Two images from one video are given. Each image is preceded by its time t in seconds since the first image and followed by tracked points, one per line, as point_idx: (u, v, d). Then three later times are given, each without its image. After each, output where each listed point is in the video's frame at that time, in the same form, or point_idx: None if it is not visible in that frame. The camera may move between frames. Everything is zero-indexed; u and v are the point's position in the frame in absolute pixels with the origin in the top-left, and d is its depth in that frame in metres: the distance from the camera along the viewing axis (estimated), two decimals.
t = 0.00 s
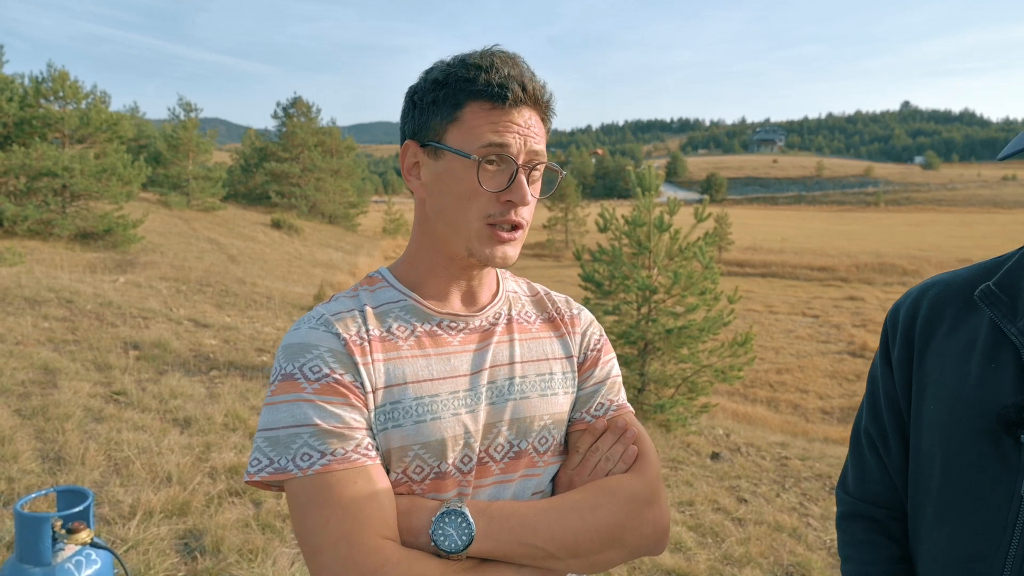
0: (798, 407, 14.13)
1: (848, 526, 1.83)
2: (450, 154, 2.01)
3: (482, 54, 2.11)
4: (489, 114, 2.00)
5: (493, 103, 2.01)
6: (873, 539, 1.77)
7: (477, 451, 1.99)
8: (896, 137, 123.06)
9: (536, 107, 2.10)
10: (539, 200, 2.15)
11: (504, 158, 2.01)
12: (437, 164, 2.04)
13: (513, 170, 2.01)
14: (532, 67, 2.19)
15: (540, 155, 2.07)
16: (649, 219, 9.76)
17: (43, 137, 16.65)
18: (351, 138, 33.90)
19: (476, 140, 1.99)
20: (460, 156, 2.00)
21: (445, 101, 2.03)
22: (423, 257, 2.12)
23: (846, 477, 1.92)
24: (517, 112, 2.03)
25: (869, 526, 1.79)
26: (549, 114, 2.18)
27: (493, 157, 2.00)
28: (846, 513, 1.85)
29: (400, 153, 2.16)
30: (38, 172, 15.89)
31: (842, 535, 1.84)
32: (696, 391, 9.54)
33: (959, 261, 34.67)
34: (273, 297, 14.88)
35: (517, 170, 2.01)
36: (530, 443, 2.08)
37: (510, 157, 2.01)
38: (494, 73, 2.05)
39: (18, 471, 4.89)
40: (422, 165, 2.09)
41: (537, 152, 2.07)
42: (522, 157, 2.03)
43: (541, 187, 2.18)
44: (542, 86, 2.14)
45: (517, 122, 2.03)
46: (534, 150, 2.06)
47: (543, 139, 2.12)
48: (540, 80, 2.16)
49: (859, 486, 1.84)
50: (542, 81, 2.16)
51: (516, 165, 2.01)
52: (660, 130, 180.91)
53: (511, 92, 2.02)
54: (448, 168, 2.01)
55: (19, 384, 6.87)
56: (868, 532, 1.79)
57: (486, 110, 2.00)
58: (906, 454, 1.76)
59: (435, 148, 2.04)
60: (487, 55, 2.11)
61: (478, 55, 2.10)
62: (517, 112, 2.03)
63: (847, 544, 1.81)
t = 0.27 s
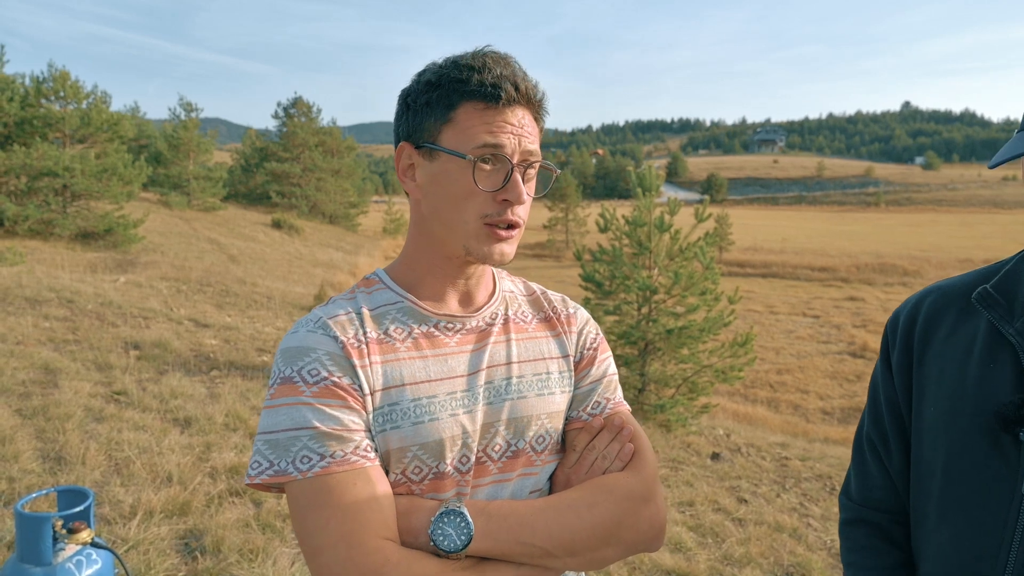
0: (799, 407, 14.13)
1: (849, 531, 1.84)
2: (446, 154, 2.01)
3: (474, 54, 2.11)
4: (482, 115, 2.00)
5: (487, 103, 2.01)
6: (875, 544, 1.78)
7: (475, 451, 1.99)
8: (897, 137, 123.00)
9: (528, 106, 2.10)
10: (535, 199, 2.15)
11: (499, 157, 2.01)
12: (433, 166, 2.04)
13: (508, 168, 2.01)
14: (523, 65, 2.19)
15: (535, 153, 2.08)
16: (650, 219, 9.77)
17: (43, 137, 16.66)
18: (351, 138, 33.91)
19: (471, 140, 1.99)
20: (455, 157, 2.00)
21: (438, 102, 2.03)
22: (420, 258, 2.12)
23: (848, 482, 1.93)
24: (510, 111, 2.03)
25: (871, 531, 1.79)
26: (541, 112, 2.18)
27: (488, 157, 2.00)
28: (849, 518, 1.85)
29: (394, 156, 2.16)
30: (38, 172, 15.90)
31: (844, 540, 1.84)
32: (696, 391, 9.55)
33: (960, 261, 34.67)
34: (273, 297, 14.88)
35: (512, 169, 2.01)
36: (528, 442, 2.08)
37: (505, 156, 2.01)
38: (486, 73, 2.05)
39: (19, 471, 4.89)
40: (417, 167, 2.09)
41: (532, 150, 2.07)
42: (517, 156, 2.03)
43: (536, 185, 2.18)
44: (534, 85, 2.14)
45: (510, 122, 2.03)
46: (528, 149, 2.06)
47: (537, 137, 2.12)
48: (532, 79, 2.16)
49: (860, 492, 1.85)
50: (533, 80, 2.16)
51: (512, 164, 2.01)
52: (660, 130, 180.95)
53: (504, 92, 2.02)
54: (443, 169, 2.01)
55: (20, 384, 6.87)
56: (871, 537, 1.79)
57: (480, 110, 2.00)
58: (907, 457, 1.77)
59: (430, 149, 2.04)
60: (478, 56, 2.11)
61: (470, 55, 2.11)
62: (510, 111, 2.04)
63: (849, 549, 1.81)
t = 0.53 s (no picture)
0: (800, 407, 14.13)
1: (866, 536, 1.80)
2: (452, 156, 2.01)
3: (479, 56, 2.11)
4: (489, 117, 2.01)
5: (493, 106, 2.01)
6: (892, 549, 1.73)
7: (474, 447, 1.99)
8: (898, 137, 122.86)
9: (534, 109, 2.10)
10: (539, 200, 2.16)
11: (505, 160, 2.01)
12: (438, 167, 2.04)
13: (514, 170, 2.01)
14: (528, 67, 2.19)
15: (540, 155, 2.08)
16: (651, 218, 9.77)
17: (45, 137, 16.68)
18: (353, 138, 33.93)
19: (478, 143, 1.99)
20: (461, 159, 2.00)
21: (445, 104, 2.02)
22: (424, 257, 2.12)
23: (865, 487, 1.89)
24: (516, 113, 2.04)
25: (888, 536, 1.75)
26: (547, 114, 2.19)
27: (495, 159, 2.00)
28: (866, 523, 1.81)
29: (399, 157, 2.16)
30: (40, 172, 15.93)
31: (860, 545, 1.80)
32: (697, 391, 9.55)
33: (961, 261, 34.65)
34: (274, 297, 14.90)
35: (518, 170, 2.02)
36: (529, 439, 2.09)
37: (511, 158, 2.01)
38: (493, 75, 2.05)
39: (21, 470, 4.90)
40: (422, 168, 2.09)
41: (537, 152, 2.08)
42: (523, 158, 2.03)
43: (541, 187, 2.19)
44: (540, 87, 2.15)
45: (516, 124, 2.03)
46: (533, 150, 2.06)
47: (542, 140, 2.13)
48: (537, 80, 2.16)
49: (877, 496, 1.81)
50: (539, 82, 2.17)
51: (517, 166, 2.02)
52: (661, 130, 180.93)
53: (511, 94, 2.02)
54: (449, 170, 2.01)
55: (22, 384, 6.88)
56: (888, 542, 1.75)
57: (486, 113, 2.00)
58: (925, 460, 1.73)
59: (435, 150, 2.04)
60: (484, 57, 2.11)
61: (476, 57, 2.10)
62: (517, 114, 2.04)
63: (866, 555, 1.77)
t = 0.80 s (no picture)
0: (801, 407, 14.13)
1: (881, 545, 1.78)
2: (454, 155, 2.01)
3: (484, 54, 2.11)
4: (491, 116, 2.00)
5: (495, 105, 2.01)
6: (905, 559, 1.71)
7: (475, 447, 1.99)
8: (900, 136, 122.69)
9: (537, 108, 2.10)
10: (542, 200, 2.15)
11: (506, 159, 2.01)
12: (441, 165, 2.04)
13: (516, 169, 2.01)
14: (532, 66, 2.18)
15: (544, 154, 2.08)
16: (652, 218, 9.77)
17: (46, 137, 16.69)
18: (354, 138, 33.93)
19: (480, 141, 1.99)
20: (463, 157, 2.00)
21: (448, 102, 2.03)
22: (426, 256, 2.12)
23: (878, 493, 1.88)
24: (519, 112, 2.04)
25: (902, 545, 1.73)
26: (550, 113, 2.18)
27: (496, 157, 2.00)
28: (881, 531, 1.80)
29: (404, 154, 2.16)
30: (42, 172, 15.95)
31: (874, 554, 1.79)
32: (699, 391, 9.56)
33: (963, 261, 34.62)
34: (276, 296, 14.91)
35: (520, 169, 2.01)
36: (529, 439, 2.08)
37: (512, 157, 2.01)
38: (496, 74, 2.05)
39: (23, 470, 4.91)
40: (426, 166, 2.10)
41: (540, 151, 2.07)
42: (525, 158, 2.03)
43: (544, 186, 2.18)
44: (544, 86, 2.14)
45: (519, 123, 2.03)
46: (536, 149, 2.06)
47: (545, 139, 2.12)
48: (541, 79, 2.16)
49: (892, 503, 1.80)
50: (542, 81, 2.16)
51: (519, 165, 2.01)
52: (662, 130, 180.86)
53: (513, 93, 2.02)
54: (450, 168, 2.02)
55: (23, 384, 6.88)
56: (901, 551, 1.73)
57: (488, 110, 2.00)
58: (943, 468, 1.70)
59: (438, 149, 2.04)
60: (489, 56, 2.11)
61: (480, 55, 2.11)
62: (520, 113, 2.03)
63: (880, 563, 1.75)
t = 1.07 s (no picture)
0: (803, 407, 14.12)
1: (883, 546, 1.78)
2: (442, 153, 2.02)
3: (473, 53, 2.11)
4: (477, 114, 2.00)
5: (481, 102, 2.01)
6: (911, 561, 1.71)
7: (477, 448, 1.99)
8: (901, 136, 122.51)
9: (527, 104, 2.09)
10: (535, 197, 2.14)
11: (493, 158, 2.01)
12: (432, 163, 2.05)
13: (502, 168, 2.01)
14: (523, 62, 2.17)
15: (534, 153, 2.07)
16: (653, 219, 9.76)
17: (48, 137, 16.72)
18: (355, 138, 33.95)
19: (465, 138, 2.00)
20: (450, 156, 2.01)
21: (436, 101, 2.04)
22: (423, 256, 2.13)
23: (882, 493, 1.88)
24: (507, 110, 2.03)
25: (907, 547, 1.73)
26: (542, 109, 2.16)
27: (482, 155, 2.00)
28: (884, 532, 1.79)
29: (399, 153, 2.18)
30: (43, 172, 15.98)
31: (879, 556, 1.78)
32: (700, 391, 9.56)
33: (964, 261, 34.57)
34: (277, 296, 14.91)
35: (507, 168, 2.01)
36: (531, 441, 2.09)
37: (498, 157, 2.01)
38: (483, 71, 2.04)
39: (24, 470, 4.92)
40: (418, 165, 2.11)
41: (529, 149, 2.06)
42: (513, 156, 2.02)
43: (538, 183, 2.17)
44: (534, 82, 2.13)
45: (506, 121, 2.02)
46: (525, 147, 2.05)
47: (535, 136, 2.11)
48: (531, 76, 2.14)
49: (895, 503, 1.80)
50: (533, 77, 2.15)
51: (505, 164, 2.01)
52: (663, 130, 180.82)
53: (498, 90, 2.01)
54: (439, 166, 2.02)
55: (25, 384, 6.89)
56: (906, 553, 1.73)
57: (475, 109, 2.00)
58: (948, 469, 1.71)
59: (429, 148, 2.05)
60: (478, 54, 2.11)
61: (469, 53, 2.10)
62: (507, 110, 2.03)
63: (885, 564, 1.75)
